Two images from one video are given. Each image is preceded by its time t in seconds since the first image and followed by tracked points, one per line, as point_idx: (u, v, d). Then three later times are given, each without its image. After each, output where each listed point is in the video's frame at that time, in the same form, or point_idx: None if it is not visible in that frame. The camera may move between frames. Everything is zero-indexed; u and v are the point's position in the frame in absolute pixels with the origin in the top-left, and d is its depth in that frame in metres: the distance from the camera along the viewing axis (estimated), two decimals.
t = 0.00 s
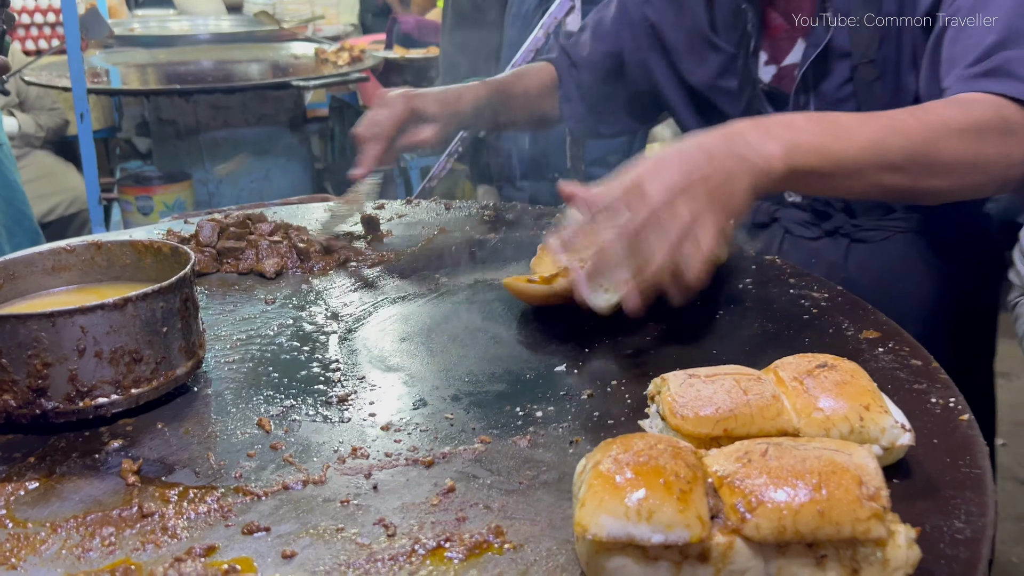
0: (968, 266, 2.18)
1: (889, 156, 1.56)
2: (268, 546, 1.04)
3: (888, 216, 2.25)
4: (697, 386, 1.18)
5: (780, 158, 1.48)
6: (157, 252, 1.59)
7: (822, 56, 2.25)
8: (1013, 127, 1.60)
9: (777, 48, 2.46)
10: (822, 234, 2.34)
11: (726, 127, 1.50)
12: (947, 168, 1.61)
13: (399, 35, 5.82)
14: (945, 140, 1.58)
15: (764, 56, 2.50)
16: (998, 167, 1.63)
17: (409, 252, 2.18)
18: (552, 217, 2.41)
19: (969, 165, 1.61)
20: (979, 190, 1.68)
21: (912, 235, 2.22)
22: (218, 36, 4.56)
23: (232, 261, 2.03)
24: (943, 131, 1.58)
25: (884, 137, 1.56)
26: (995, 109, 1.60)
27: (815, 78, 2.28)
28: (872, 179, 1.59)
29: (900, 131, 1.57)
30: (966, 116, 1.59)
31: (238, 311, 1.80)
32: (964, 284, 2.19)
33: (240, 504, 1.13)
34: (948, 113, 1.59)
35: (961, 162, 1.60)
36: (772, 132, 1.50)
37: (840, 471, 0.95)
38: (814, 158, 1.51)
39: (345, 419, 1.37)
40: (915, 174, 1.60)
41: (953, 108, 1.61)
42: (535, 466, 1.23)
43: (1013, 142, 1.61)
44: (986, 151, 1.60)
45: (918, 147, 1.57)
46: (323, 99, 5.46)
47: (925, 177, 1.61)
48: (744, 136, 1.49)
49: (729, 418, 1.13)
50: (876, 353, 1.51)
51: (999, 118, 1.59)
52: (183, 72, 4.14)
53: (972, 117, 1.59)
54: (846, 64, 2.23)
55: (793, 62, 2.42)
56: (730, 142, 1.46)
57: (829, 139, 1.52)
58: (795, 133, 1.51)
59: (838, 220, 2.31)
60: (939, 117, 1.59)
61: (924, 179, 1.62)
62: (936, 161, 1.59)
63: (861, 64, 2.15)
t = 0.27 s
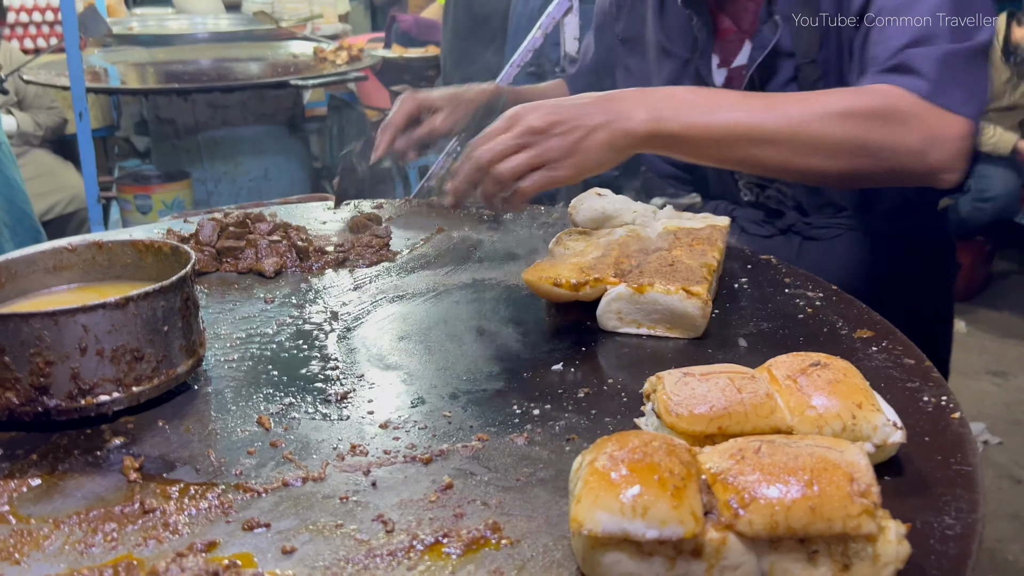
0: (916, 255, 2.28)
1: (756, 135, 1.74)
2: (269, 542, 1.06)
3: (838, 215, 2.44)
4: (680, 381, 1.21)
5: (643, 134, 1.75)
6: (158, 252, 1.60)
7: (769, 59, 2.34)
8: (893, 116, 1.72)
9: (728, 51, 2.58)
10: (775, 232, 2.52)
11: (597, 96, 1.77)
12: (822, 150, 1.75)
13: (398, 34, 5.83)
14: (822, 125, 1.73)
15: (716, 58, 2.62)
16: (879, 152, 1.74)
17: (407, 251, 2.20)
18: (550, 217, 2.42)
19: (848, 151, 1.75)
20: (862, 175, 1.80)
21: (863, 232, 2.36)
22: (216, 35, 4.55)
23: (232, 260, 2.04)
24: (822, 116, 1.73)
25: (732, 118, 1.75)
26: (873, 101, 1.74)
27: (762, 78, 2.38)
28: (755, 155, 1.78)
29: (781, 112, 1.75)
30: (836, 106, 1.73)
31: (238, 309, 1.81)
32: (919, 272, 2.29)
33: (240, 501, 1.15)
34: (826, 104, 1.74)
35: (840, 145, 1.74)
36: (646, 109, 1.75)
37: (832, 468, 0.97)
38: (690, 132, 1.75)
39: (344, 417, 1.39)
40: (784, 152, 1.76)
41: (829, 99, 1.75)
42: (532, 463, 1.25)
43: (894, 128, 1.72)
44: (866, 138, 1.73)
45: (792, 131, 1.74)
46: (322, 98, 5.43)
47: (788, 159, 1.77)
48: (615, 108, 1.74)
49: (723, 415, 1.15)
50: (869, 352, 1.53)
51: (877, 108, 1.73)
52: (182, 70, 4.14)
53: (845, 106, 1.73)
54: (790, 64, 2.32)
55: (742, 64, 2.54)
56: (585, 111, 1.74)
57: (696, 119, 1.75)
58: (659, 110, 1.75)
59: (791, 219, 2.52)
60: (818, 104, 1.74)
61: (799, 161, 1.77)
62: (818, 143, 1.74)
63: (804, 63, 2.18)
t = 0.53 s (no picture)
0: (890, 259, 2.21)
1: (632, 133, 1.77)
2: (267, 540, 1.06)
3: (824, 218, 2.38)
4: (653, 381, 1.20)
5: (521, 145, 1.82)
6: (157, 249, 1.60)
7: (712, 61, 2.28)
8: (761, 97, 1.71)
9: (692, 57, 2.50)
10: (744, 230, 2.41)
11: (469, 126, 1.88)
12: (693, 142, 1.76)
13: (397, 30, 5.82)
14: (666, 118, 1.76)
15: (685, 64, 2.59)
16: (747, 137, 1.73)
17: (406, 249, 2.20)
18: (548, 215, 2.43)
19: (728, 139, 1.74)
20: (754, 162, 1.76)
21: (835, 235, 2.25)
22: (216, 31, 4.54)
23: (230, 257, 2.04)
24: (683, 110, 1.76)
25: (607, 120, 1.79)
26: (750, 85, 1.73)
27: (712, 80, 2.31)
28: (631, 156, 1.80)
29: (632, 113, 1.79)
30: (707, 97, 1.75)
31: (236, 307, 1.81)
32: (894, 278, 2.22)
33: (238, 498, 1.15)
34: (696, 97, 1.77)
35: (687, 137, 1.76)
36: (523, 125, 1.83)
37: (827, 468, 0.98)
38: (581, 136, 1.79)
39: (342, 415, 1.39)
40: (650, 150, 1.78)
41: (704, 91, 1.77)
42: (529, 462, 1.25)
43: (743, 112, 1.72)
44: (746, 121, 1.72)
45: (660, 127, 1.76)
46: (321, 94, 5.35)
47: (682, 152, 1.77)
48: (514, 127, 1.83)
49: (719, 415, 1.15)
50: (866, 352, 1.53)
51: (741, 94, 1.73)
52: (181, 66, 4.13)
53: (713, 96, 1.75)
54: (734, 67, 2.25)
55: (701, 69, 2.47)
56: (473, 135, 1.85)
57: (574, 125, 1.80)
58: (541, 124, 1.82)
59: (758, 218, 2.39)
60: (687, 99, 1.77)
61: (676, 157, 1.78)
62: (669, 137, 1.76)
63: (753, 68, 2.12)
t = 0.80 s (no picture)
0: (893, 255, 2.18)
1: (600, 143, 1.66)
2: (246, 542, 1.04)
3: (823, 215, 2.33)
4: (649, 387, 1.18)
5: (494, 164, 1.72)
6: (142, 241, 1.57)
7: (705, 65, 2.19)
8: (735, 101, 1.60)
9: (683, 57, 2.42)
10: (747, 228, 2.38)
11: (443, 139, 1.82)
12: (669, 151, 1.64)
13: (398, 17, 5.76)
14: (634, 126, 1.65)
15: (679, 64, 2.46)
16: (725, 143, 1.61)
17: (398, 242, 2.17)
18: (544, 207, 2.40)
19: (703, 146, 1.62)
20: (736, 170, 1.64)
21: (837, 231, 2.21)
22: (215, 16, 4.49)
23: (220, 249, 2.02)
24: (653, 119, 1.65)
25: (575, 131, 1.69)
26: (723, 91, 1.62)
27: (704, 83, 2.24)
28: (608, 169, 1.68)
29: (601, 123, 1.68)
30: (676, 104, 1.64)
31: (225, 300, 1.79)
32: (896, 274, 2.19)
33: (220, 498, 1.13)
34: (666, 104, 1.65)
35: (659, 149, 1.64)
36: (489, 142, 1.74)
37: (818, 476, 0.95)
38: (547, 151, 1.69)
39: (327, 413, 1.37)
40: (623, 163, 1.67)
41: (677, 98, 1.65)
42: (517, 462, 1.23)
43: (716, 116, 1.61)
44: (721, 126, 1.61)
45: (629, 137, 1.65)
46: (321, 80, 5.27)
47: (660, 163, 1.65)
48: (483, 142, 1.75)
49: (710, 418, 1.13)
50: (862, 352, 1.50)
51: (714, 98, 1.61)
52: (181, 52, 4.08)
53: (683, 102, 1.63)
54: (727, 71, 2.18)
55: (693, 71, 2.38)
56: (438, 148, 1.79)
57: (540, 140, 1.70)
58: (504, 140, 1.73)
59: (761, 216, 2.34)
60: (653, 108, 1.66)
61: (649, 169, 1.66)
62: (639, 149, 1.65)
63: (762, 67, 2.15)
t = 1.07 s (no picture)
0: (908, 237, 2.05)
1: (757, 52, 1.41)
2: (195, 547, 1.01)
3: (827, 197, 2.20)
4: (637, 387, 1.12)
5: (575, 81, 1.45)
6: (106, 231, 1.53)
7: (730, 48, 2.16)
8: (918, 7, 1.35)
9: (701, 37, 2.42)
10: (756, 216, 2.28)
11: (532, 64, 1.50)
12: (874, 51, 1.38)
13: None
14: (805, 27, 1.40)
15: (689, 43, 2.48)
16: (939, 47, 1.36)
17: (378, 231, 2.12)
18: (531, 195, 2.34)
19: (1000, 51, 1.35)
20: (982, 81, 1.39)
21: (850, 212, 2.10)
22: None
23: (195, 239, 1.98)
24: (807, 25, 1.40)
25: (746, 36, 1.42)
26: None
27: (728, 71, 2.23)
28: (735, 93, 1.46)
29: (748, 29, 1.43)
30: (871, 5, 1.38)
31: (196, 291, 1.75)
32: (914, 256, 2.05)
33: (172, 501, 1.10)
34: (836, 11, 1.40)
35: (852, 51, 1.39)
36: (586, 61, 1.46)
37: (786, 482, 0.91)
38: (674, 64, 1.42)
39: (291, 410, 1.33)
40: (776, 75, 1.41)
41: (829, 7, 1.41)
42: (482, 463, 1.19)
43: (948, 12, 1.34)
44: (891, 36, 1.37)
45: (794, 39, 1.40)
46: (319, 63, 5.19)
47: (825, 71, 1.40)
48: (590, 57, 1.46)
49: (679, 418, 1.08)
50: (847, 346, 1.45)
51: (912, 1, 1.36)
52: (177, 35, 4.02)
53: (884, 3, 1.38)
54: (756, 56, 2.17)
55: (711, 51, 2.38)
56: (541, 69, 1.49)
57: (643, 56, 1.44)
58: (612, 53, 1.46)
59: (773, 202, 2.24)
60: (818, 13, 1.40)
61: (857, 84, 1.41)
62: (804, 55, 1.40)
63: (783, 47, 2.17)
